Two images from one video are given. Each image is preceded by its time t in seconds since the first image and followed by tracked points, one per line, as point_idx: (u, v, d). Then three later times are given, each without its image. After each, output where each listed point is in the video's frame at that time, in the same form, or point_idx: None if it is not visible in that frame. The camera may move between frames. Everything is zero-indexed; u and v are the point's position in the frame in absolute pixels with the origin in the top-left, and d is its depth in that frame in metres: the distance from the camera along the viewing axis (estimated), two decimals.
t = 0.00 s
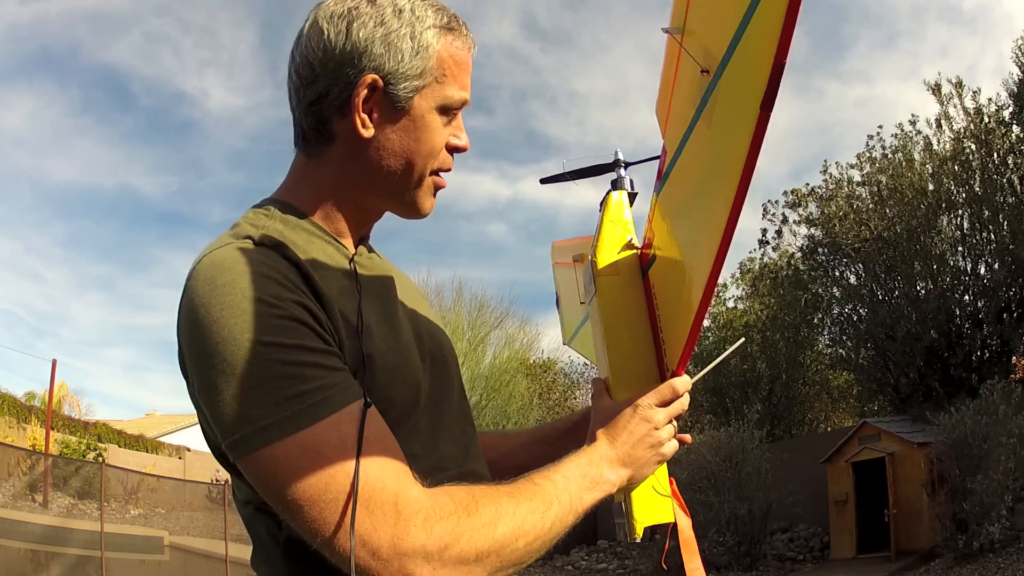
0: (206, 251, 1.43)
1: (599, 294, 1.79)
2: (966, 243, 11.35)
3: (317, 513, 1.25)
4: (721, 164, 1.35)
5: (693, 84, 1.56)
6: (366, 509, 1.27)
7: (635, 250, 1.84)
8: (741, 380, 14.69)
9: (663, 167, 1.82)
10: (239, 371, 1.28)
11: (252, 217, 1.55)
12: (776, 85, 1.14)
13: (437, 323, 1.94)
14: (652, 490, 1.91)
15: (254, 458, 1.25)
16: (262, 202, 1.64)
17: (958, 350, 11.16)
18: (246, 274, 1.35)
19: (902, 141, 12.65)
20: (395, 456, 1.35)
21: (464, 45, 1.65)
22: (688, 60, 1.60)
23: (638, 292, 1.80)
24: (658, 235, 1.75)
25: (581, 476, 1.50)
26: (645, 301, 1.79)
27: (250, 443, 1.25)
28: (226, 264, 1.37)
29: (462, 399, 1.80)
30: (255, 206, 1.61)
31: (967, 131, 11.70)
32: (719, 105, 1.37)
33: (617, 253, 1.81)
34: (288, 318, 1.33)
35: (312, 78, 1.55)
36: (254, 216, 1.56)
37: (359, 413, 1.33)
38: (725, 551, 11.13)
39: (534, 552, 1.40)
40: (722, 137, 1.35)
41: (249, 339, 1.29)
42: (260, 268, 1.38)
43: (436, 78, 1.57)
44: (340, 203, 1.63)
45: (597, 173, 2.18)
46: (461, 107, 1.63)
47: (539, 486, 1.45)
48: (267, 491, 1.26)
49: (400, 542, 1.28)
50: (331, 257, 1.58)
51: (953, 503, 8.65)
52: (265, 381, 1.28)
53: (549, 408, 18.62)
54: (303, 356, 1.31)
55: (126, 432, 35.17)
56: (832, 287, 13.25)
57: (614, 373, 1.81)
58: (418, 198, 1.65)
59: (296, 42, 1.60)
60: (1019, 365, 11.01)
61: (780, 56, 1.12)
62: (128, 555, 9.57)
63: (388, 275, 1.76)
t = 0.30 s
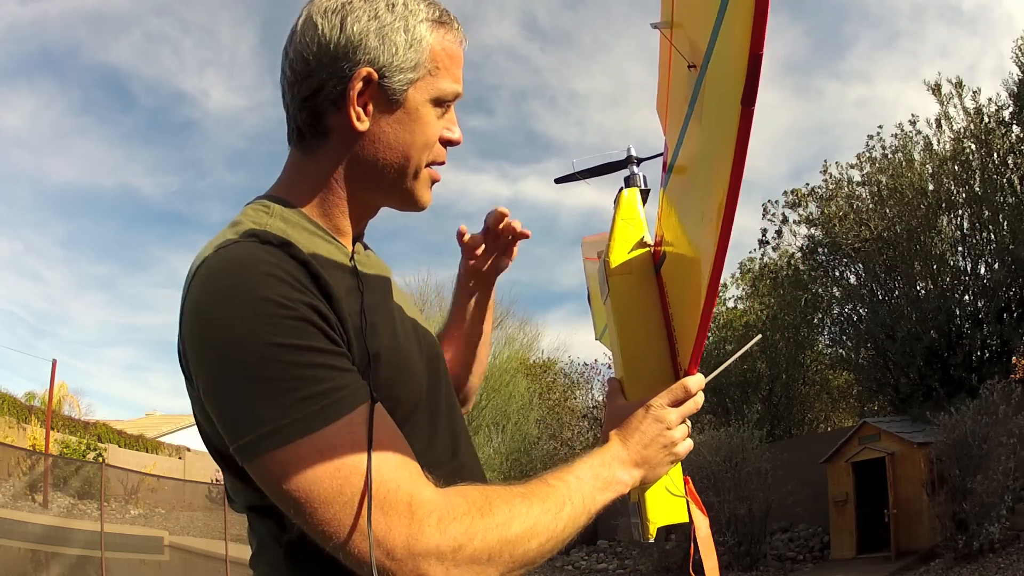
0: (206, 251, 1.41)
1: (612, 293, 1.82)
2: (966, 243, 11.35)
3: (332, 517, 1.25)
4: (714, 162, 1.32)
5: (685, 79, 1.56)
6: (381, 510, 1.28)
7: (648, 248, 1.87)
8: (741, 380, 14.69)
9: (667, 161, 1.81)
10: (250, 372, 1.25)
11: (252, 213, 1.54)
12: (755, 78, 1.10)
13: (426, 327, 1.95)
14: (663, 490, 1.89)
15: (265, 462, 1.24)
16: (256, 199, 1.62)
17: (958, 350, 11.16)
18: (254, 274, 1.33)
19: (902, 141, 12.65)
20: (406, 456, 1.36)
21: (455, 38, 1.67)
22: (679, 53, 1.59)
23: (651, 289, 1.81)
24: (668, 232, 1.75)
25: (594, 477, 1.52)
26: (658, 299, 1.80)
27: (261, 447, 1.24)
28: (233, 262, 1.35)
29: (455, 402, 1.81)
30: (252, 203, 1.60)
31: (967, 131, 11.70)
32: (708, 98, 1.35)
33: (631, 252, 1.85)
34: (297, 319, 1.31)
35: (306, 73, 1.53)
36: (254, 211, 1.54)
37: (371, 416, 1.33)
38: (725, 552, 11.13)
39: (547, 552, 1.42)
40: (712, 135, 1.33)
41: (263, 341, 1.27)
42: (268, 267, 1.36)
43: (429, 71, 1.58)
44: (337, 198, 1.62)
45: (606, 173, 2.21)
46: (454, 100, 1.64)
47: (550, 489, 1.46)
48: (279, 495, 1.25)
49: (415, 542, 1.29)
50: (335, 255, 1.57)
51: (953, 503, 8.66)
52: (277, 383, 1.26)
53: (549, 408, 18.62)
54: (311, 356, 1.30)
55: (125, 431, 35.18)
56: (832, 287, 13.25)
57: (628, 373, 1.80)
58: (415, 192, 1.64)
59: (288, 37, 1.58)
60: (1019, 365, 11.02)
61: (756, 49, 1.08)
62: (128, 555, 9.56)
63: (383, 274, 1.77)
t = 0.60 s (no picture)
0: (202, 258, 1.43)
1: (616, 306, 1.80)
2: (966, 243, 11.35)
3: (329, 521, 1.27)
4: (728, 185, 1.33)
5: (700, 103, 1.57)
6: (376, 514, 1.29)
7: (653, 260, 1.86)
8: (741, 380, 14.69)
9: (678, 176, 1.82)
10: (247, 379, 1.27)
11: (245, 218, 1.56)
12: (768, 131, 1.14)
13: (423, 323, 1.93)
14: (659, 502, 1.90)
15: (263, 468, 1.26)
16: (248, 202, 1.65)
17: (958, 350, 11.17)
18: (250, 282, 1.35)
19: (902, 141, 12.64)
20: (402, 461, 1.36)
21: (440, 40, 1.66)
22: (695, 75, 1.60)
23: (654, 301, 1.81)
24: (673, 245, 1.77)
25: (589, 488, 1.53)
26: (660, 311, 1.80)
27: (260, 453, 1.26)
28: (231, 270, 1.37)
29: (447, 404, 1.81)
30: (243, 206, 1.62)
31: (967, 131, 11.68)
32: (723, 131, 1.38)
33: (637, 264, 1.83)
34: (293, 327, 1.33)
35: (290, 73, 1.55)
36: (246, 216, 1.57)
37: (366, 421, 1.33)
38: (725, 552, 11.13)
39: (540, 558, 1.42)
40: (727, 159, 1.34)
41: (259, 348, 1.28)
42: (263, 275, 1.38)
43: (412, 71, 1.57)
44: (323, 198, 1.63)
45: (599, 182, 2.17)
46: (437, 101, 1.63)
47: (547, 497, 1.46)
48: (278, 499, 1.27)
49: (409, 545, 1.29)
50: (326, 260, 1.60)
51: (953, 503, 8.65)
52: (274, 390, 1.28)
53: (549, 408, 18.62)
54: (307, 363, 1.31)
55: (126, 431, 35.19)
56: (832, 288, 13.25)
57: (628, 384, 1.81)
58: (398, 193, 1.64)
59: (275, 39, 1.60)
60: (1019, 365, 11.01)
61: (778, 87, 1.08)
62: (128, 555, 9.57)
63: (375, 274, 1.78)
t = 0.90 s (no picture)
0: (200, 264, 1.44)
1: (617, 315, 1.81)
2: (966, 243, 11.36)
3: (326, 529, 1.28)
4: (741, 201, 1.36)
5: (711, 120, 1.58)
6: (374, 521, 1.30)
7: (656, 270, 1.87)
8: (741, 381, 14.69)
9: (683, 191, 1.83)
10: (246, 387, 1.28)
11: (241, 219, 1.57)
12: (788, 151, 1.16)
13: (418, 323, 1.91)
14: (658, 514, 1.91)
15: (260, 475, 1.27)
16: (241, 204, 1.65)
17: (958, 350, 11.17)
18: (246, 289, 1.36)
19: (902, 141, 12.62)
20: (400, 467, 1.36)
21: (434, 37, 1.65)
22: (707, 91, 1.61)
23: (656, 313, 1.82)
24: (676, 257, 1.78)
25: (589, 500, 1.52)
26: (662, 322, 1.81)
27: (256, 461, 1.26)
28: (228, 276, 1.38)
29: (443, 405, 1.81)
30: (238, 207, 1.63)
31: (967, 131, 11.66)
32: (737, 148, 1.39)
33: (639, 275, 1.84)
34: (292, 334, 1.34)
35: (283, 73, 1.55)
36: (243, 217, 1.57)
37: (361, 429, 1.34)
38: (725, 551, 11.14)
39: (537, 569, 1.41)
40: (741, 176, 1.36)
41: (258, 355, 1.30)
42: (259, 281, 1.39)
43: (406, 70, 1.57)
44: (316, 198, 1.64)
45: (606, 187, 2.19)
46: (432, 99, 1.63)
47: (545, 506, 1.47)
48: (274, 505, 1.28)
49: (408, 552, 1.30)
50: (322, 262, 1.60)
51: (953, 503, 8.66)
52: (275, 398, 1.29)
53: (549, 408, 18.61)
54: (305, 370, 1.32)
55: (126, 431, 35.22)
56: (832, 288, 13.25)
57: (629, 394, 1.81)
58: (394, 193, 1.63)
59: (268, 39, 1.60)
60: (1019, 365, 11.00)
61: (797, 113, 1.13)
62: (128, 555, 9.57)
63: (371, 275, 1.77)
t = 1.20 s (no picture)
0: (199, 266, 1.45)
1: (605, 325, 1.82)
2: (966, 243, 11.35)
3: (321, 534, 1.28)
4: (737, 215, 1.37)
5: (703, 132, 1.59)
6: (369, 528, 1.30)
7: (642, 279, 1.89)
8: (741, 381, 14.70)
9: (672, 203, 1.83)
10: (242, 392, 1.28)
11: (240, 221, 1.57)
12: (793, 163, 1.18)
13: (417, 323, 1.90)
14: (652, 522, 1.93)
15: (256, 480, 1.27)
16: (239, 205, 1.65)
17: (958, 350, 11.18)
18: (242, 294, 1.37)
19: (902, 141, 12.60)
20: (395, 474, 1.36)
21: (435, 36, 1.65)
22: (700, 103, 1.62)
23: (645, 322, 1.84)
24: (665, 266, 1.79)
25: (584, 510, 1.51)
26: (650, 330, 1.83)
27: (252, 467, 1.27)
28: (225, 280, 1.39)
29: (442, 407, 1.80)
30: (236, 209, 1.63)
31: (967, 131, 11.65)
32: (734, 161, 1.41)
33: (623, 285, 1.85)
34: (288, 340, 1.35)
35: (284, 73, 1.55)
36: (242, 219, 1.58)
37: (355, 438, 1.33)
38: (725, 551, 11.14)
39: None
40: (738, 190, 1.38)
41: (254, 362, 1.30)
42: (256, 286, 1.40)
43: (408, 68, 1.57)
44: (317, 198, 1.64)
45: (601, 193, 2.21)
46: (434, 98, 1.63)
47: (542, 515, 1.46)
48: (270, 509, 1.29)
49: (402, 558, 1.30)
50: (321, 264, 1.60)
51: (953, 503, 8.66)
52: (270, 403, 1.29)
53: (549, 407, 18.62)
54: (302, 376, 1.32)
55: (126, 431, 35.21)
56: (832, 288, 13.25)
57: (618, 403, 1.80)
58: (395, 192, 1.63)
59: (268, 38, 1.60)
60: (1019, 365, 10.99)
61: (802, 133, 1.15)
62: (128, 555, 9.57)
63: (371, 275, 1.77)
